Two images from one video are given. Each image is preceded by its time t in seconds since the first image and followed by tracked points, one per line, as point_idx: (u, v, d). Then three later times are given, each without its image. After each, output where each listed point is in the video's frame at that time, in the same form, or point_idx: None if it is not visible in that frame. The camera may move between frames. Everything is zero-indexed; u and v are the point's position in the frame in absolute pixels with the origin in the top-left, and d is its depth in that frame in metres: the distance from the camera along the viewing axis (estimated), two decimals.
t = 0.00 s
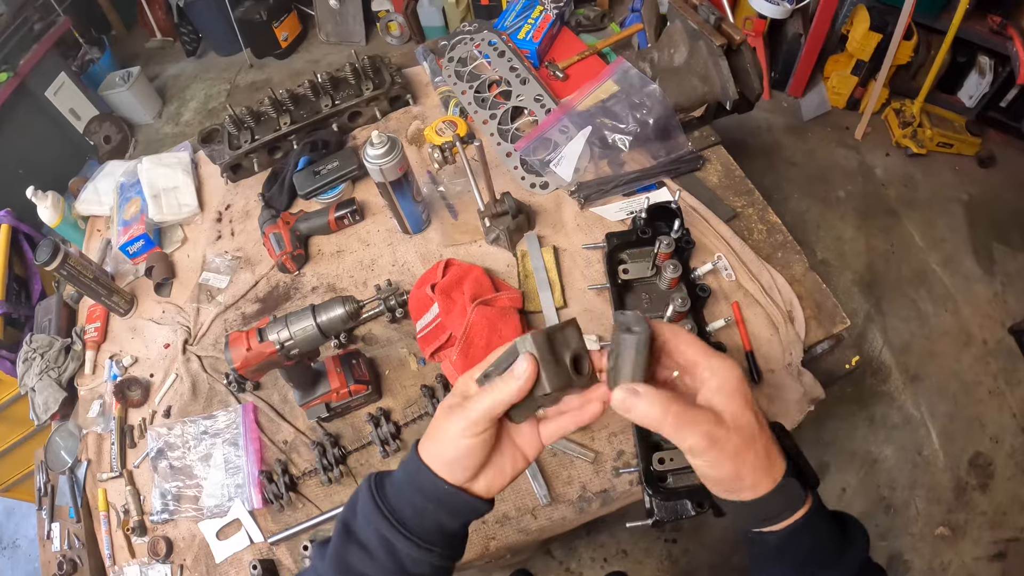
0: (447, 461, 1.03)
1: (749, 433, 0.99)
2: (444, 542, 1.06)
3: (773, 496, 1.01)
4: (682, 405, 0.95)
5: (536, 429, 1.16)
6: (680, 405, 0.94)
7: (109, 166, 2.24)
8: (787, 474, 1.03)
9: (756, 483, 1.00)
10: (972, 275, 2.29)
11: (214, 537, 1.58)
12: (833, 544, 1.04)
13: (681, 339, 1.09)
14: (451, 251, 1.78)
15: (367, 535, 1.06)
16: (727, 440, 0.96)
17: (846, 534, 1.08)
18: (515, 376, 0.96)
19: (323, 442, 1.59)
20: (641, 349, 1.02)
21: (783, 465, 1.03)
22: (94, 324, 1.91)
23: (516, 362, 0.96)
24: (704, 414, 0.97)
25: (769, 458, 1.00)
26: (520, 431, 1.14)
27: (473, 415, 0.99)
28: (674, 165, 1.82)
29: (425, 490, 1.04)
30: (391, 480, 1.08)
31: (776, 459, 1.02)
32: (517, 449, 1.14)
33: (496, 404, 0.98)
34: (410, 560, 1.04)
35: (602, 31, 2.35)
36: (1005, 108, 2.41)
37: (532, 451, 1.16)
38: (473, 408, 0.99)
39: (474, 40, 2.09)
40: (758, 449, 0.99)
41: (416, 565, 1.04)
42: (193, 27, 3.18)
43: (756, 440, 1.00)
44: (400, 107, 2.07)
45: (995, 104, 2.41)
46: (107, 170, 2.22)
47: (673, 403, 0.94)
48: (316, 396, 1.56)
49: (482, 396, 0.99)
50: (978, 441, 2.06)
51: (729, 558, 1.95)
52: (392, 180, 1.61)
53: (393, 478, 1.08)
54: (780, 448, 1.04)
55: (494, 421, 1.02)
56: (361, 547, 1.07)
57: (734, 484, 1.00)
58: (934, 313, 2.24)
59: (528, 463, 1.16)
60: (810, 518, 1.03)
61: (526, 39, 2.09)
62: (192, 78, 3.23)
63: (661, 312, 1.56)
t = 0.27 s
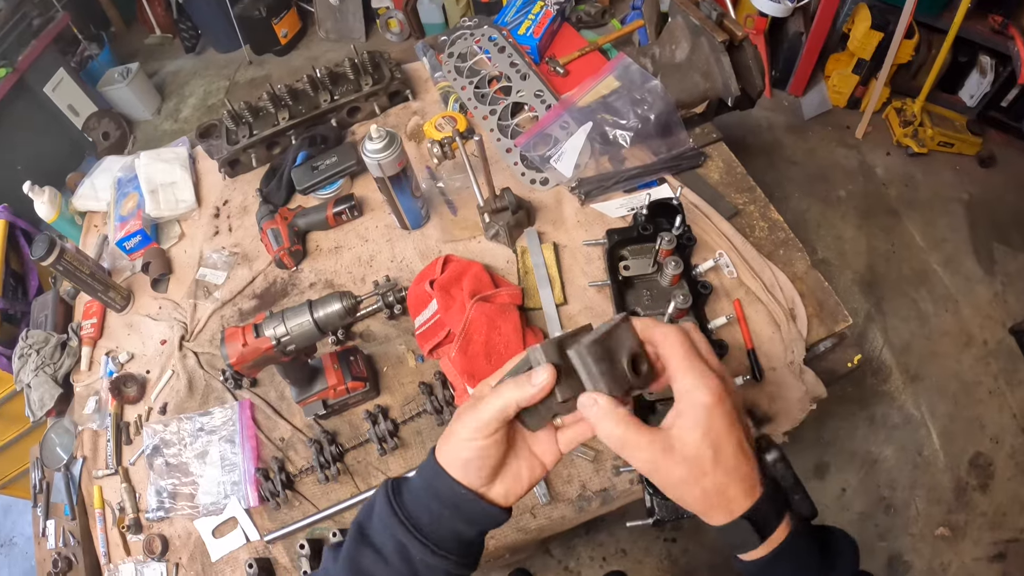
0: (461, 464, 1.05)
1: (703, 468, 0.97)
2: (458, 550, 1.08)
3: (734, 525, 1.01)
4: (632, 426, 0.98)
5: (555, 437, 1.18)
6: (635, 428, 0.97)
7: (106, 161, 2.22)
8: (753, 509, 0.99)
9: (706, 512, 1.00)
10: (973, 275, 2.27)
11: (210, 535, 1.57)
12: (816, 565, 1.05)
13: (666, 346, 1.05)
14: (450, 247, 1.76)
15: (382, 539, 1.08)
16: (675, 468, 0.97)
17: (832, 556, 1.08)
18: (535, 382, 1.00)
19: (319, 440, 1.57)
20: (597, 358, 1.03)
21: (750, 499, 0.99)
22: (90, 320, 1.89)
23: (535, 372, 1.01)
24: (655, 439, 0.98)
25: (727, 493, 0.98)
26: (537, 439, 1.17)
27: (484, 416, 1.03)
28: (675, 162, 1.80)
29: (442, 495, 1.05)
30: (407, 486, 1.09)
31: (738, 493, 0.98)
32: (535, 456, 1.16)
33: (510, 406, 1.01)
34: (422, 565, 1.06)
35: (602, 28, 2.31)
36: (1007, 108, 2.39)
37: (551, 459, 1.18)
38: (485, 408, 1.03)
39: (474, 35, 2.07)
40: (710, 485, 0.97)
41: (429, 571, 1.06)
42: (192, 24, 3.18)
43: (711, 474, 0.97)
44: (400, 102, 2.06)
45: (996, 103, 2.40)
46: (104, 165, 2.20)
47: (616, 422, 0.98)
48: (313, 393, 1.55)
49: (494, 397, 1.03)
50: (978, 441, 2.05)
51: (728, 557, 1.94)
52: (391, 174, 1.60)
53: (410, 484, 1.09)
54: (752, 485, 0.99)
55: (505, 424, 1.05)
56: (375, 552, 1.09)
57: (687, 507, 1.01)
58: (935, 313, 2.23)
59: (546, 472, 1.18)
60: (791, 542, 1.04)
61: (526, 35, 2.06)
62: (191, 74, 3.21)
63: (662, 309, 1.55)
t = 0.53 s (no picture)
0: (487, 474, 1.17)
1: (664, 505, 1.02)
2: (485, 559, 1.18)
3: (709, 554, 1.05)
4: (604, 450, 1.06)
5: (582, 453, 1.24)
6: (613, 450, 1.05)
7: (104, 155, 2.18)
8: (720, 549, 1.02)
9: (674, 543, 1.06)
10: (976, 275, 2.25)
11: (208, 535, 1.54)
12: None
13: (649, 374, 1.06)
14: (454, 243, 1.74)
15: (415, 546, 1.20)
16: (641, 498, 1.04)
17: None
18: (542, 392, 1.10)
19: (320, 439, 1.54)
20: (579, 378, 1.11)
21: (714, 544, 1.02)
22: (88, 315, 1.86)
23: (543, 383, 1.10)
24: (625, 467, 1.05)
25: (688, 534, 1.02)
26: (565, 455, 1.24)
27: (500, 428, 1.14)
28: (683, 158, 1.77)
29: (471, 505, 1.18)
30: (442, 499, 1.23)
31: (700, 537, 1.02)
32: (563, 470, 1.23)
33: (524, 418, 1.12)
34: (451, 570, 1.17)
35: (609, 23, 2.28)
36: (1010, 109, 2.33)
37: (579, 476, 1.24)
38: (500, 421, 1.14)
39: (479, 29, 2.04)
40: (671, 523, 1.02)
41: None
42: (193, 18, 3.14)
43: (671, 512, 1.01)
44: (403, 96, 2.03)
45: (1000, 104, 2.35)
46: (103, 158, 2.17)
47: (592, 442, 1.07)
48: (314, 391, 1.52)
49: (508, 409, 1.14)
50: (980, 442, 2.02)
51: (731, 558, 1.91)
52: (394, 169, 1.57)
53: (443, 497, 1.23)
54: (714, 531, 1.00)
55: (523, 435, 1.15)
56: (407, 556, 1.20)
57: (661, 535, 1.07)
58: (937, 314, 2.20)
59: (575, 487, 1.24)
60: None
61: (532, 29, 2.03)
62: (191, 69, 3.18)
63: (671, 307, 1.52)
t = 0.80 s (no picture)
0: (496, 488, 1.16)
1: (675, 518, 0.98)
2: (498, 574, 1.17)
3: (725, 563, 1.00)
4: (612, 468, 1.02)
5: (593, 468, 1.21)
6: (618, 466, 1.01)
7: (103, 150, 2.15)
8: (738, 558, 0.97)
9: (689, 554, 1.02)
10: (979, 276, 2.23)
11: (208, 537, 1.51)
12: None
13: (643, 391, 1.02)
14: (459, 241, 1.71)
15: (430, 560, 1.19)
16: (651, 514, 1.00)
17: None
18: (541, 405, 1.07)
19: (323, 440, 1.52)
20: (572, 392, 1.06)
21: (730, 553, 0.98)
22: (86, 312, 1.83)
23: (541, 396, 1.08)
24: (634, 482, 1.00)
25: (703, 542, 0.98)
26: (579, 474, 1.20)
27: (504, 442, 1.12)
28: (690, 156, 1.74)
29: (483, 519, 1.17)
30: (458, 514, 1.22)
31: (716, 548, 0.98)
32: (574, 485, 1.20)
33: (525, 432, 1.10)
34: None
35: (615, 19, 2.26)
36: (1013, 110, 2.34)
37: (590, 490, 1.20)
38: (503, 435, 1.12)
39: (484, 24, 2.01)
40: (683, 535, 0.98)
41: None
42: (194, 13, 3.11)
43: (683, 524, 0.97)
44: (407, 91, 2.00)
45: (1003, 105, 2.35)
46: (102, 153, 2.14)
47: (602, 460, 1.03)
48: (316, 390, 1.50)
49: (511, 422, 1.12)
50: (982, 444, 2.00)
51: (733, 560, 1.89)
52: (399, 164, 1.54)
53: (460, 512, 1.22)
54: (730, 538, 0.96)
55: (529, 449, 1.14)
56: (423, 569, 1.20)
57: (674, 548, 1.03)
58: (941, 315, 2.18)
59: (586, 502, 1.21)
60: None
61: (538, 24, 2.01)
62: (191, 65, 3.15)
63: (680, 307, 1.50)
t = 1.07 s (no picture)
0: (488, 494, 1.14)
1: (774, 518, 0.93)
2: None
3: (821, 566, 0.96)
4: (697, 475, 0.98)
5: (585, 473, 1.21)
6: (703, 475, 0.97)
7: (103, 146, 2.13)
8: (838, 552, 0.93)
9: (790, 559, 0.96)
10: (981, 278, 2.21)
11: (208, 538, 1.49)
12: None
13: (695, 407, 0.97)
14: (463, 239, 1.69)
15: (423, 566, 1.16)
16: (746, 520, 0.95)
17: None
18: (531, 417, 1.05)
19: (325, 440, 1.50)
20: (569, 405, 1.07)
21: (835, 546, 0.93)
22: (85, 310, 1.81)
23: (535, 407, 1.06)
24: (721, 489, 0.96)
25: (803, 541, 0.93)
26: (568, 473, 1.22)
27: (497, 450, 1.10)
28: (696, 155, 1.72)
29: (476, 523, 1.15)
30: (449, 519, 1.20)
31: (820, 541, 0.93)
32: (566, 490, 1.21)
33: (519, 442, 1.08)
34: None
35: (620, 17, 2.24)
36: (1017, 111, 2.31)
37: (583, 496, 1.21)
38: (495, 444, 1.10)
39: (488, 21, 2.00)
40: (787, 536, 0.93)
41: None
42: (195, 9, 3.08)
43: (784, 523, 0.93)
44: (411, 88, 2.00)
45: (1006, 106, 2.33)
46: (102, 149, 2.12)
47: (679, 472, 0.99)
48: (318, 391, 1.48)
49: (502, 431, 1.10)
50: (984, 445, 1.99)
51: (736, 561, 1.88)
52: (404, 162, 1.53)
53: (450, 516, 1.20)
54: (836, 527, 0.93)
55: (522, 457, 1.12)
56: None
57: (773, 557, 0.98)
58: (943, 315, 2.16)
59: (580, 507, 1.21)
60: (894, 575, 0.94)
61: (543, 22, 1.99)
62: (192, 61, 3.12)
63: (687, 307, 1.49)
